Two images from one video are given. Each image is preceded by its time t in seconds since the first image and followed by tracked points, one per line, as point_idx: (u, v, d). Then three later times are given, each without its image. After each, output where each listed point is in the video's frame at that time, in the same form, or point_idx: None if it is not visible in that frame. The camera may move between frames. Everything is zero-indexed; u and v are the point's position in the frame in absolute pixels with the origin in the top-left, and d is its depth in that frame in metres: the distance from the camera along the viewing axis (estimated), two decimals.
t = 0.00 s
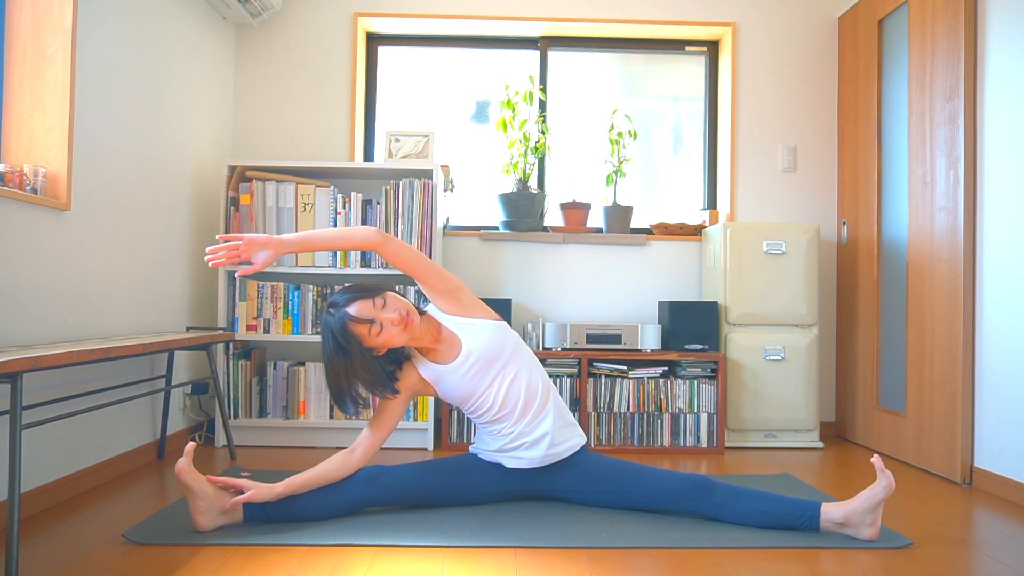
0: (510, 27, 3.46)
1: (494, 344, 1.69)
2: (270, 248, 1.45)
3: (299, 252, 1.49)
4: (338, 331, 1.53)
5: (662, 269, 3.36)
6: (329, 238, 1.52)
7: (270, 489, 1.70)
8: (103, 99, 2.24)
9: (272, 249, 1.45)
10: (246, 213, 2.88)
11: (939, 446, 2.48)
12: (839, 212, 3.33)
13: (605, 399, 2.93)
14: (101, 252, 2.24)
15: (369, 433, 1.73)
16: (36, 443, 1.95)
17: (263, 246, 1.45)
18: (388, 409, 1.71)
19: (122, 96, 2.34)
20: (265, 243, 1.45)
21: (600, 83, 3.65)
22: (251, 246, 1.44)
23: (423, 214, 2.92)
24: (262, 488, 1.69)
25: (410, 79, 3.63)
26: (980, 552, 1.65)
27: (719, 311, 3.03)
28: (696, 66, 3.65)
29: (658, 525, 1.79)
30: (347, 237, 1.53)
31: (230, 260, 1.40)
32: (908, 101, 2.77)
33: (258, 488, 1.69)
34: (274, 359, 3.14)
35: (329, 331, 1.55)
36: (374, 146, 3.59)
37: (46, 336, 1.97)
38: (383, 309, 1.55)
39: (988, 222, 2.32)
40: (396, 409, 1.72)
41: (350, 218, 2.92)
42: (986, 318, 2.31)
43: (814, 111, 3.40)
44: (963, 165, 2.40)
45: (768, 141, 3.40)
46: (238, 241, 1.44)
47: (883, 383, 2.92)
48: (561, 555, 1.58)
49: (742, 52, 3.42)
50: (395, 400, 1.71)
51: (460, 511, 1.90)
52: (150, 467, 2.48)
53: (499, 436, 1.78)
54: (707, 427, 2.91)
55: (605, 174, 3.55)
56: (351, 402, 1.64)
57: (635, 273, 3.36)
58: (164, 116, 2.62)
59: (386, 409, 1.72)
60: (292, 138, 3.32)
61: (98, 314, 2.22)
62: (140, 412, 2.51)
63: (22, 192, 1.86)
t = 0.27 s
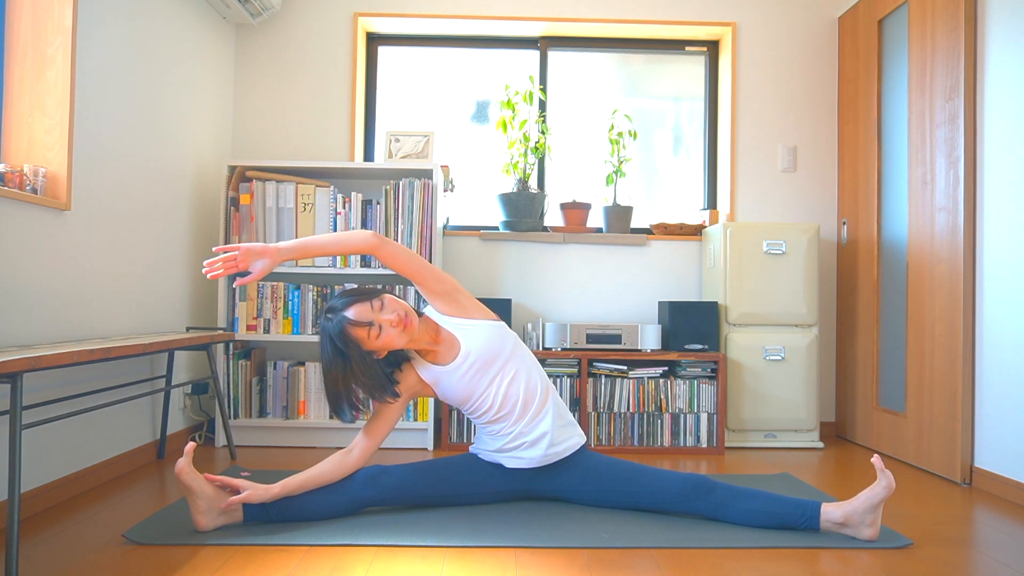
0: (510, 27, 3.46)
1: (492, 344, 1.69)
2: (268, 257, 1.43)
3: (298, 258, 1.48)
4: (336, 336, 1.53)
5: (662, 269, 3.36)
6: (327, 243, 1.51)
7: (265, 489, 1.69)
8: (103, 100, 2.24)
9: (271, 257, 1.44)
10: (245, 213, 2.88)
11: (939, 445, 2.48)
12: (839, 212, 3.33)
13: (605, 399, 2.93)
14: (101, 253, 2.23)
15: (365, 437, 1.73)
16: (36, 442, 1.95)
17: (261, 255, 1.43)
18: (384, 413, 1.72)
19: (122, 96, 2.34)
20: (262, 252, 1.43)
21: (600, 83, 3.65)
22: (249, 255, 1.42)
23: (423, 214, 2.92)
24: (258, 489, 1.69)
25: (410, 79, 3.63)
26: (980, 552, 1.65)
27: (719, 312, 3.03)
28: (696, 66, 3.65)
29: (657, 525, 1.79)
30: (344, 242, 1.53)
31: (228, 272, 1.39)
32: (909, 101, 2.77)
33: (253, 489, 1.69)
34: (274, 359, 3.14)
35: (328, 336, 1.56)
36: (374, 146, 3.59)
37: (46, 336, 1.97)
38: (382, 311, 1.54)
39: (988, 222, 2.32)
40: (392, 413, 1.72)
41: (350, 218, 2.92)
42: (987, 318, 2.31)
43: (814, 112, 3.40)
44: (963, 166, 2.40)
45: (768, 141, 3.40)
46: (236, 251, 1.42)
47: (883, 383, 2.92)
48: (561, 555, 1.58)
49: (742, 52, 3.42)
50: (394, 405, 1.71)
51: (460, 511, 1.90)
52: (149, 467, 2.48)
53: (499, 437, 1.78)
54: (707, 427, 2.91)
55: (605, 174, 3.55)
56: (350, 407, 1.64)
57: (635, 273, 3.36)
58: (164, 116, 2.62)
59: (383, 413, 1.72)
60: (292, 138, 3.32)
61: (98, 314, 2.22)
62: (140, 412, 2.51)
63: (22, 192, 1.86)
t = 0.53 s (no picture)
0: (510, 27, 3.46)
1: (492, 345, 1.70)
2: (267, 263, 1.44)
3: (295, 264, 1.48)
4: (336, 338, 1.54)
5: (662, 269, 3.36)
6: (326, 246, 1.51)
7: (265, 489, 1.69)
8: (103, 100, 2.24)
9: (270, 263, 1.45)
10: (246, 213, 2.88)
11: (939, 445, 2.48)
12: (839, 212, 3.33)
13: (605, 399, 2.93)
14: (101, 253, 2.24)
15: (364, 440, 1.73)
16: (36, 443, 1.95)
17: (259, 260, 1.44)
18: (383, 416, 1.72)
19: (122, 96, 2.34)
20: (260, 258, 1.44)
21: (600, 83, 3.65)
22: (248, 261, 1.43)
23: (423, 214, 2.92)
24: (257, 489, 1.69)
25: (410, 79, 3.63)
26: (980, 552, 1.65)
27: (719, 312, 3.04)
28: (696, 66, 3.65)
29: (657, 525, 1.79)
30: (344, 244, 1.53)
31: (228, 279, 1.40)
32: (909, 101, 2.77)
33: (252, 488, 1.69)
34: (274, 360, 3.14)
35: (328, 339, 1.56)
36: (374, 146, 3.59)
37: (46, 336, 1.97)
38: (381, 312, 1.54)
39: (988, 222, 2.32)
40: (390, 416, 1.72)
41: (350, 218, 2.92)
42: (987, 318, 2.31)
43: (814, 112, 3.40)
44: (963, 166, 2.40)
45: (768, 141, 3.40)
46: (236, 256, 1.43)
47: (883, 383, 2.92)
48: (561, 555, 1.58)
49: (742, 52, 3.42)
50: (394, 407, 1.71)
51: (460, 511, 1.90)
52: (149, 467, 2.48)
53: (499, 436, 1.78)
54: (707, 427, 2.91)
55: (605, 174, 3.55)
56: (350, 410, 1.64)
57: (635, 273, 3.36)
58: (164, 116, 2.62)
59: (383, 416, 1.72)
60: (292, 138, 3.32)
61: (98, 314, 2.22)
62: (140, 412, 2.51)
63: (22, 192, 1.86)
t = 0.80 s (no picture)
0: (510, 27, 3.46)
1: (492, 345, 1.70)
2: (267, 269, 1.44)
3: (294, 268, 1.48)
4: (335, 340, 1.54)
5: (662, 269, 3.36)
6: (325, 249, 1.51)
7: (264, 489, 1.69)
8: (103, 100, 2.24)
9: (269, 268, 1.44)
10: (246, 213, 2.88)
11: (939, 445, 2.48)
12: (839, 211, 3.33)
13: (605, 399, 2.93)
14: (102, 253, 2.24)
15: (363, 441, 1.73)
16: (36, 443, 1.95)
17: (258, 265, 1.44)
18: (382, 417, 1.72)
19: (122, 96, 2.34)
20: (260, 265, 1.44)
21: (600, 83, 3.65)
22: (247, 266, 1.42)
23: (423, 214, 2.92)
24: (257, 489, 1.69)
25: (410, 79, 3.63)
26: (980, 552, 1.65)
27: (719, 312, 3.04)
28: (696, 66, 3.65)
29: (657, 525, 1.79)
30: (342, 247, 1.52)
31: (228, 286, 1.40)
32: (908, 101, 2.77)
33: (252, 489, 1.69)
34: (274, 360, 3.14)
35: (327, 342, 1.56)
36: (374, 145, 3.59)
37: (46, 336, 1.97)
38: (380, 314, 1.54)
39: (988, 222, 2.32)
40: (389, 416, 1.72)
41: (350, 218, 2.92)
42: (987, 318, 2.31)
43: (814, 112, 3.40)
44: (963, 165, 2.40)
45: (768, 141, 3.40)
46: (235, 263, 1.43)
47: (883, 383, 2.92)
48: (561, 555, 1.58)
49: (742, 52, 3.42)
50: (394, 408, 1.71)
51: (460, 511, 1.90)
52: (149, 467, 2.48)
53: (498, 436, 1.78)
54: (707, 427, 2.91)
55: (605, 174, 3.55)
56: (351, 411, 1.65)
57: (635, 273, 3.36)
58: (164, 116, 2.62)
59: (382, 417, 1.72)
60: (292, 138, 3.32)
61: (98, 315, 2.22)
62: (140, 412, 2.51)
63: (22, 192, 1.86)
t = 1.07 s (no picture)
0: (510, 27, 3.46)
1: (491, 345, 1.70)
2: (267, 273, 1.44)
3: (293, 272, 1.48)
4: (335, 341, 1.54)
5: (661, 269, 3.36)
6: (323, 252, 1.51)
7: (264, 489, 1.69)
8: (103, 100, 2.24)
9: (269, 272, 1.44)
10: (246, 213, 2.88)
11: (939, 445, 2.48)
12: (839, 211, 3.33)
13: (605, 399, 2.93)
14: (101, 252, 2.24)
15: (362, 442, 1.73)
16: (36, 443, 1.95)
17: (257, 269, 1.43)
18: (382, 417, 1.71)
19: (121, 96, 2.34)
20: (258, 269, 1.43)
21: (600, 83, 3.65)
22: (246, 271, 1.42)
23: (423, 214, 2.92)
24: (257, 489, 1.69)
25: (410, 79, 3.63)
26: (980, 552, 1.65)
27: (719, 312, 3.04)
28: (696, 66, 3.65)
29: (657, 525, 1.79)
30: (341, 250, 1.52)
31: (228, 292, 1.39)
32: (908, 101, 2.77)
33: (252, 488, 1.69)
34: (274, 360, 3.14)
35: (327, 343, 1.56)
36: (374, 145, 3.60)
37: (46, 336, 1.97)
38: (380, 315, 1.54)
39: (988, 222, 2.32)
40: (388, 417, 1.72)
41: (350, 218, 2.91)
42: (987, 318, 2.31)
43: (814, 112, 3.40)
44: (963, 165, 2.40)
45: (768, 141, 3.40)
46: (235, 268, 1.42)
47: (883, 383, 2.92)
48: (561, 555, 1.58)
49: (742, 52, 3.42)
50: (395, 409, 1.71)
51: (461, 511, 1.90)
52: (149, 467, 2.48)
53: (498, 436, 1.78)
54: (707, 427, 2.91)
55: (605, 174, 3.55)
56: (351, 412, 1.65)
57: (635, 273, 3.36)
58: (164, 116, 2.62)
59: (382, 417, 1.72)
60: (292, 138, 3.32)
61: (98, 315, 2.22)
62: (140, 412, 2.51)
63: (22, 192, 1.86)
